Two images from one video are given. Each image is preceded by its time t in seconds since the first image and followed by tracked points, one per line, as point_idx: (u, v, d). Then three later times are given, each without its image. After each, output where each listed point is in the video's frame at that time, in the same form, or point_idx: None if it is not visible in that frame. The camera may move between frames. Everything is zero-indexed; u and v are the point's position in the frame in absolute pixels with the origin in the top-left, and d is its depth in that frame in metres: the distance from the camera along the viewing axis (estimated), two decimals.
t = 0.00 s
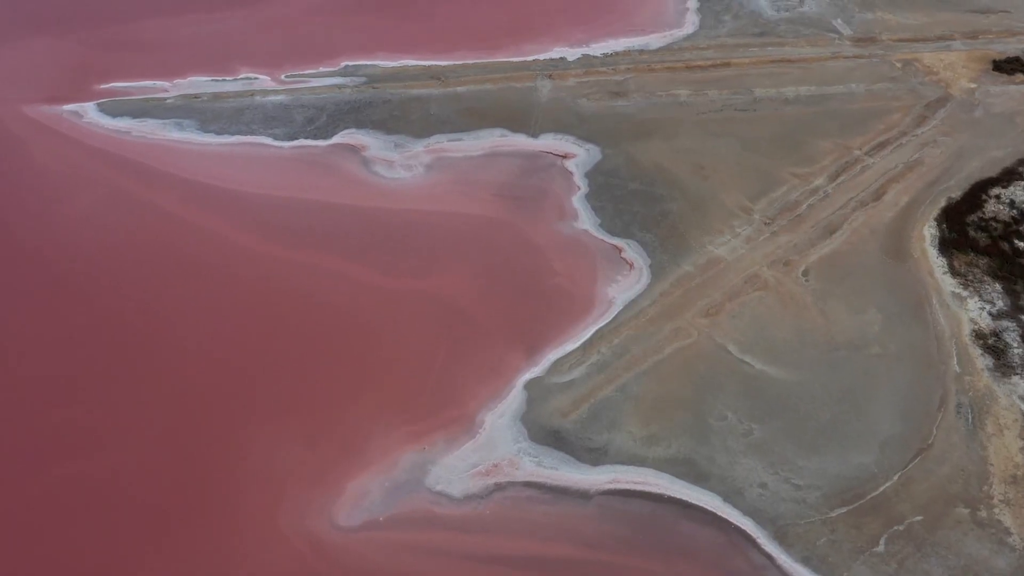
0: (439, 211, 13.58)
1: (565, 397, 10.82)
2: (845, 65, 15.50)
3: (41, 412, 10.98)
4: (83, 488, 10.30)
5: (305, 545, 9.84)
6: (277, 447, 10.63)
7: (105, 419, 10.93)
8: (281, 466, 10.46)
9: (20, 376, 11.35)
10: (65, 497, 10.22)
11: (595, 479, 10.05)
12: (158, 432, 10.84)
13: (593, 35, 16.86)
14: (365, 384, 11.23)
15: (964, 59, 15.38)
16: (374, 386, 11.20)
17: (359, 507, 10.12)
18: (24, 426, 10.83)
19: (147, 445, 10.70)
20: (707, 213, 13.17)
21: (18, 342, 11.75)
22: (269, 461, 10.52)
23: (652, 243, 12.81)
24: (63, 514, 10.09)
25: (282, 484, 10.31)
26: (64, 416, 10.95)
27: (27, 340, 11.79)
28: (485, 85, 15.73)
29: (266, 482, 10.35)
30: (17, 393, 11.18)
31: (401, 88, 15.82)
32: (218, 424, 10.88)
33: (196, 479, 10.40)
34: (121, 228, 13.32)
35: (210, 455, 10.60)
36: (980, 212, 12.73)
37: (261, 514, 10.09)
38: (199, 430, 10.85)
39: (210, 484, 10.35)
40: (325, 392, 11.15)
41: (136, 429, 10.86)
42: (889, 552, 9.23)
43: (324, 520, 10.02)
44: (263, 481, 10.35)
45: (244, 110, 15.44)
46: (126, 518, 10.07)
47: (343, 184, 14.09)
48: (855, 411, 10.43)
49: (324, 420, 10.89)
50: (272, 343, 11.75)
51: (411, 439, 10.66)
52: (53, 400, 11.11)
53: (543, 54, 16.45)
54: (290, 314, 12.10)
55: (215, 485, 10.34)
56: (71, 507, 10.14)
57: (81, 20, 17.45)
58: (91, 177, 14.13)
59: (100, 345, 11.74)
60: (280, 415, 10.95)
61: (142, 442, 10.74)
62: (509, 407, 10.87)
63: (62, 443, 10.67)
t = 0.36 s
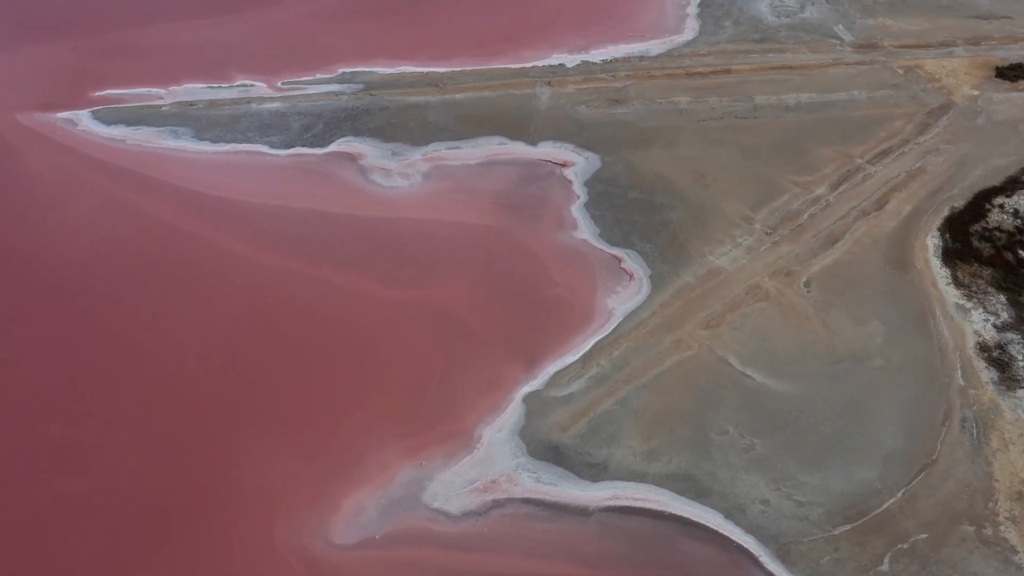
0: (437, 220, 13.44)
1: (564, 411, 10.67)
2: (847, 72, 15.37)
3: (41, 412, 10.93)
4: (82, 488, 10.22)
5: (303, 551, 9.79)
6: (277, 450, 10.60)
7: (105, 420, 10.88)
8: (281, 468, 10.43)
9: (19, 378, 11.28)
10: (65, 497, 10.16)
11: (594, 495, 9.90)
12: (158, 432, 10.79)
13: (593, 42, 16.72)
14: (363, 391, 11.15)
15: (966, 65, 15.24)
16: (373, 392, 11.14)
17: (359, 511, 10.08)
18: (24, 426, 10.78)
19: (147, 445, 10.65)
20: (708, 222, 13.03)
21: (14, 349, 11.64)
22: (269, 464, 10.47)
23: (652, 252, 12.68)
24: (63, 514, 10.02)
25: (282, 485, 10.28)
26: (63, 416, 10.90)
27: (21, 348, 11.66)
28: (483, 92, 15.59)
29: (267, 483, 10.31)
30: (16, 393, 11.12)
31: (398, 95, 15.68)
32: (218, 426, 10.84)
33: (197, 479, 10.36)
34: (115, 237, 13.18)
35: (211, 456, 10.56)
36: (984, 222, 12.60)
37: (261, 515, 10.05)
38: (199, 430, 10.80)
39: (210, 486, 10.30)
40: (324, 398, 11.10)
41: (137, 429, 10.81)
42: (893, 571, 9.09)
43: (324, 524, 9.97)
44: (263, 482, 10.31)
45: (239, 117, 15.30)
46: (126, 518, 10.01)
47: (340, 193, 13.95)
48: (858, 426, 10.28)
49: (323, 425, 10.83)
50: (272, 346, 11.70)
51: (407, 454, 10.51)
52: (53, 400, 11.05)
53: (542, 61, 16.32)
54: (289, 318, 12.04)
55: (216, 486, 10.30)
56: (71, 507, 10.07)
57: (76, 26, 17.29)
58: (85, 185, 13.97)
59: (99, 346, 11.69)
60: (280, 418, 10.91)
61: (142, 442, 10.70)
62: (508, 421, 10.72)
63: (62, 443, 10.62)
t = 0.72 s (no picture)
0: (435, 229, 13.30)
1: (564, 425, 10.53)
2: (848, 79, 15.23)
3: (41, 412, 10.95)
4: (82, 487, 10.24)
5: (302, 555, 9.76)
6: (278, 450, 10.60)
7: (106, 419, 10.90)
8: (279, 468, 10.44)
9: (19, 379, 11.29)
10: (66, 497, 10.17)
11: (594, 512, 9.75)
12: (158, 432, 10.81)
13: (592, 48, 16.58)
14: (362, 396, 11.09)
15: (969, 72, 15.11)
16: (373, 396, 11.09)
17: (359, 510, 10.07)
18: (25, 426, 10.80)
19: (147, 446, 10.66)
20: (709, 232, 12.88)
21: (12, 353, 11.60)
22: (269, 465, 10.47)
23: (653, 263, 12.53)
24: (63, 513, 10.03)
25: (283, 485, 10.29)
26: (63, 416, 10.91)
27: (19, 352, 11.62)
28: (482, 99, 15.46)
29: (267, 483, 10.31)
30: (16, 394, 11.14)
31: (396, 102, 15.54)
32: (218, 426, 10.85)
33: (197, 479, 10.38)
34: (110, 246, 13.05)
35: (211, 457, 10.56)
36: (988, 231, 12.45)
37: (261, 516, 10.04)
38: (200, 431, 10.82)
39: (210, 485, 10.31)
40: (324, 402, 11.06)
41: (137, 428, 10.83)
42: None
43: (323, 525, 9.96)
44: (264, 482, 10.32)
45: (236, 125, 15.16)
46: (127, 518, 10.02)
47: (337, 201, 13.81)
48: (861, 441, 10.14)
49: (322, 428, 10.80)
50: (272, 349, 11.67)
51: (404, 470, 10.36)
52: (52, 400, 11.07)
53: (541, 67, 16.17)
54: (289, 321, 12.01)
55: (216, 485, 10.31)
56: (71, 507, 10.08)
57: (71, 32, 17.14)
58: (79, 194, 13.82)
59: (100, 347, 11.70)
60: (280, 420, 10.89)
61: (142, 442, 10.71)
62: (506, 435, 10.58)
63: (62, 443, 10.63)
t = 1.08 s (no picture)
0: (433, 238, 13.16)
1: (563, 440, 10.38)
2: (850, 86, 15.10)
3: (41, 412, 10.96)
4: (82, 488, 10.26)
5: (301, 556, 9.74)
6: (277, 452, 10.59)
7: (106, 420, 10.91)
8: (279, 469, 10.44)
9: (18, 380, 11.29)
10: (66, 496, 10.19)
11: (594, 530, 9.61)
12: (158, 432, 10.82)
13: (592, 54, 16.44)
14: (361, 402, 11.04)
15: (972, 79, 14.97)
16: (372, 399, 11.06)
17: (359, 512, 10.06)
18: (25, 426, 10.82)
19: (148, 446, 10.68)
20: (710, 242, 12.74)
21: (10, 355, 11.58)
22: (269, 466, 10.47)
23: (653, 273, 12.39)
24: (64, 512, 10.05)
25: (283, 486, 10.29)
26: (63, 416, 10.93)
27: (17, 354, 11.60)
28: (480, 107, 15.33)
29: (267, 484, 10.31)
30: (16, 394, 11.14)
31: (394, 109, 15.41)
32: (218, 427, 10.85)
33: (197, 479, 10.39)
34: (106, 254, 12.93)
35: (211, 457, 10.57)
36: (992, 241, 12.31)
37: (261, 517, 10.04)
38: (200, 431, 10.82)
39: (209, 486, 10.32)
40: (323, 405, 11.03)
41: (137, 428, 10.85)
42: None
43: (322, 527, 9.94)
44: (263, 483, 10.32)
45: (232, 132, 15.02)
46: (127, 517, 10.05)
47: (334, 210, 13.67)
48: (865, 456, 10.00)
49: (322, 431, 10.77)
50: (272, 352, 11.64)
51: (402, 486, 10.23)
52: (52, 401, 11.08)
53: (541, 74, 16.04)
54: (288, 324, 11.97)
55: (215, 485, 10.32)
56: (71, 507, 10.10)
57: (66, 38, 17.01)
58: (73, 202, 13.67)
59: (99, 348, 11.69)
60: (280, 421, 10.88)
61: (142, 442, 10.72)
62: (504, 450, 10.44)
63: (62, 443, 10.65)
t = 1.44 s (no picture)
0: (431, 248, 13.02)
1: (562, 454, 10.24)
2: (852, 93, 14.97)
3: (41, 413, 10.96)
4: (82, 487, 10.25)
5: (301, 557, 9.72)
6: (277, 454, 10.56)
7: (106, 421, 10.90)
8: (279, 470, 10.41)
9: (17, 382, 11.26)
10: (66, 496, 10.17)
11: (594, 547, 9.45)
12: (157, 433, 10.82)
13: (591, 60, 16.31)
14: (359, 410, 10.94)
15: (975, 86, 14.84)
16: (372, 403, 11.01)
17: (359, 514, 10.03)
18: (25, 427, 10.81)
19: (149, 446, 10.67)
20: (710, 252, 12.60)
21: (9, 358, 11.55)
22: (269, 467, 10.45)
23: (653, 283, 12.25)
24: (64, 512, 10.02)
25: (283, 487, 10.28)
26: (63, 416, 10.92)
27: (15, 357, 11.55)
28: (479, 114, 15.20)
29: (267, 485, 10.30)
30: (16, 395, 11.13)
31: (391, 116, 15.27)
32: (217, 428, 10.84)
33: (196, 479, 10.37)
34: (101, 263, 12.80)
35: (211, 457, 10.55)
36: (996, 251, 12.18)
37: (261, 517, 10.03)
38: (200, 431, 10.81)
39: (208, 486, 10.30)
40: (322, 408, 10.98)
41: (137, 428, 10.85)
42: None
43: (322, 529, 9.92)
44: (264, 484, 10.30)
45: (228, 140, 14.88)
46: (127, 516, 10.02)
47: (330, 219, 13.52)
48: (868, 472, 9.86)
49: (321, 433, 10.74)
50: (270, 355, 11.60)
51: (399, 502, 10.10)
52: (52, 402, 11.06)
53: (540, 81, 15.90)
54: (287, 328, 11.93)
55: (215, 485, 10.30)
56: (71, 507, 10.08)
57: (60, 44, 16.86)
58: (66, 211, 13.52)
59: (98, 349, 11.67)
60: (279, 423, 10.86)
61: (143, 442, 10.72)
62: (502, 465, 10.30)
63: (63, 444, 10.64)
